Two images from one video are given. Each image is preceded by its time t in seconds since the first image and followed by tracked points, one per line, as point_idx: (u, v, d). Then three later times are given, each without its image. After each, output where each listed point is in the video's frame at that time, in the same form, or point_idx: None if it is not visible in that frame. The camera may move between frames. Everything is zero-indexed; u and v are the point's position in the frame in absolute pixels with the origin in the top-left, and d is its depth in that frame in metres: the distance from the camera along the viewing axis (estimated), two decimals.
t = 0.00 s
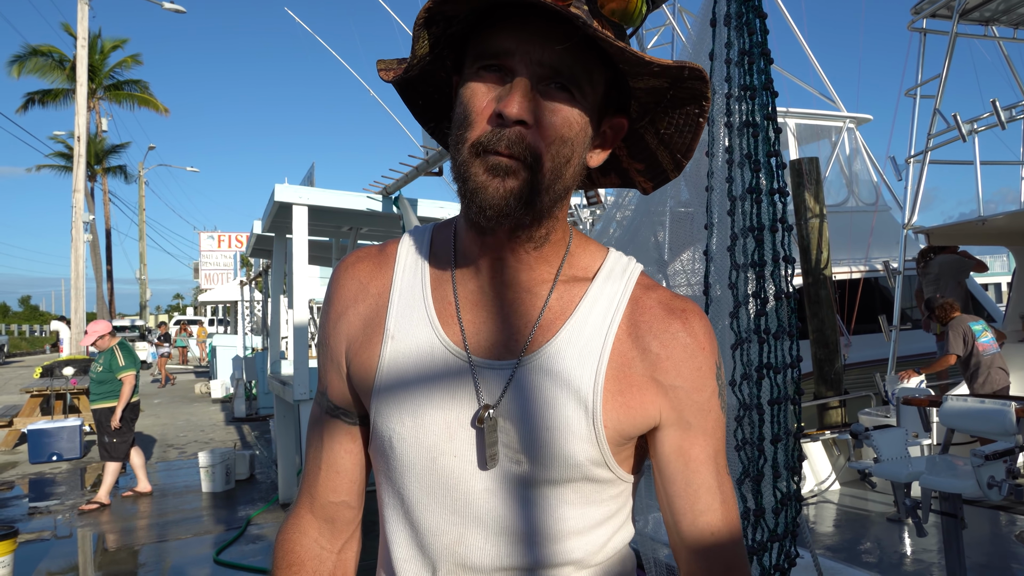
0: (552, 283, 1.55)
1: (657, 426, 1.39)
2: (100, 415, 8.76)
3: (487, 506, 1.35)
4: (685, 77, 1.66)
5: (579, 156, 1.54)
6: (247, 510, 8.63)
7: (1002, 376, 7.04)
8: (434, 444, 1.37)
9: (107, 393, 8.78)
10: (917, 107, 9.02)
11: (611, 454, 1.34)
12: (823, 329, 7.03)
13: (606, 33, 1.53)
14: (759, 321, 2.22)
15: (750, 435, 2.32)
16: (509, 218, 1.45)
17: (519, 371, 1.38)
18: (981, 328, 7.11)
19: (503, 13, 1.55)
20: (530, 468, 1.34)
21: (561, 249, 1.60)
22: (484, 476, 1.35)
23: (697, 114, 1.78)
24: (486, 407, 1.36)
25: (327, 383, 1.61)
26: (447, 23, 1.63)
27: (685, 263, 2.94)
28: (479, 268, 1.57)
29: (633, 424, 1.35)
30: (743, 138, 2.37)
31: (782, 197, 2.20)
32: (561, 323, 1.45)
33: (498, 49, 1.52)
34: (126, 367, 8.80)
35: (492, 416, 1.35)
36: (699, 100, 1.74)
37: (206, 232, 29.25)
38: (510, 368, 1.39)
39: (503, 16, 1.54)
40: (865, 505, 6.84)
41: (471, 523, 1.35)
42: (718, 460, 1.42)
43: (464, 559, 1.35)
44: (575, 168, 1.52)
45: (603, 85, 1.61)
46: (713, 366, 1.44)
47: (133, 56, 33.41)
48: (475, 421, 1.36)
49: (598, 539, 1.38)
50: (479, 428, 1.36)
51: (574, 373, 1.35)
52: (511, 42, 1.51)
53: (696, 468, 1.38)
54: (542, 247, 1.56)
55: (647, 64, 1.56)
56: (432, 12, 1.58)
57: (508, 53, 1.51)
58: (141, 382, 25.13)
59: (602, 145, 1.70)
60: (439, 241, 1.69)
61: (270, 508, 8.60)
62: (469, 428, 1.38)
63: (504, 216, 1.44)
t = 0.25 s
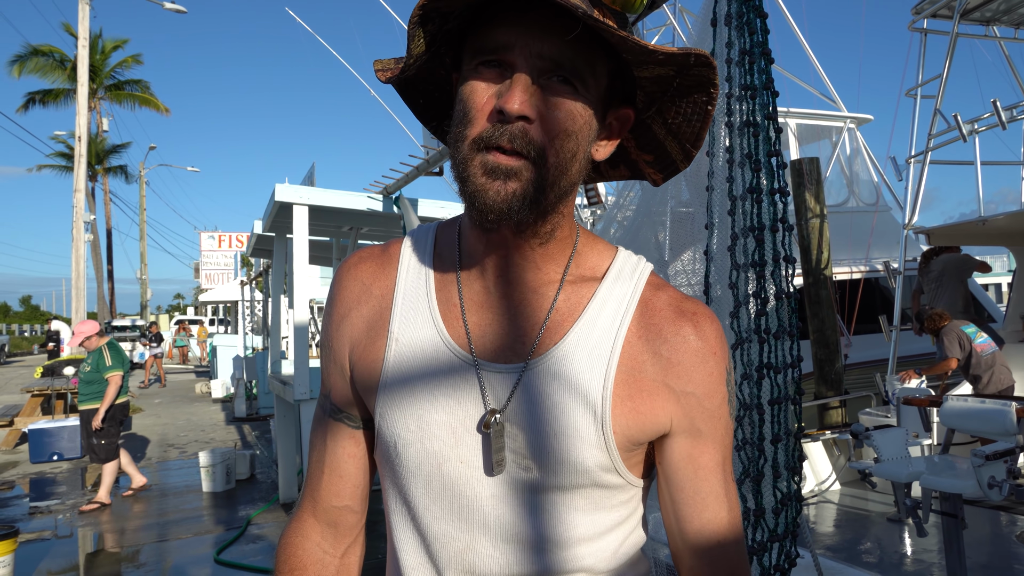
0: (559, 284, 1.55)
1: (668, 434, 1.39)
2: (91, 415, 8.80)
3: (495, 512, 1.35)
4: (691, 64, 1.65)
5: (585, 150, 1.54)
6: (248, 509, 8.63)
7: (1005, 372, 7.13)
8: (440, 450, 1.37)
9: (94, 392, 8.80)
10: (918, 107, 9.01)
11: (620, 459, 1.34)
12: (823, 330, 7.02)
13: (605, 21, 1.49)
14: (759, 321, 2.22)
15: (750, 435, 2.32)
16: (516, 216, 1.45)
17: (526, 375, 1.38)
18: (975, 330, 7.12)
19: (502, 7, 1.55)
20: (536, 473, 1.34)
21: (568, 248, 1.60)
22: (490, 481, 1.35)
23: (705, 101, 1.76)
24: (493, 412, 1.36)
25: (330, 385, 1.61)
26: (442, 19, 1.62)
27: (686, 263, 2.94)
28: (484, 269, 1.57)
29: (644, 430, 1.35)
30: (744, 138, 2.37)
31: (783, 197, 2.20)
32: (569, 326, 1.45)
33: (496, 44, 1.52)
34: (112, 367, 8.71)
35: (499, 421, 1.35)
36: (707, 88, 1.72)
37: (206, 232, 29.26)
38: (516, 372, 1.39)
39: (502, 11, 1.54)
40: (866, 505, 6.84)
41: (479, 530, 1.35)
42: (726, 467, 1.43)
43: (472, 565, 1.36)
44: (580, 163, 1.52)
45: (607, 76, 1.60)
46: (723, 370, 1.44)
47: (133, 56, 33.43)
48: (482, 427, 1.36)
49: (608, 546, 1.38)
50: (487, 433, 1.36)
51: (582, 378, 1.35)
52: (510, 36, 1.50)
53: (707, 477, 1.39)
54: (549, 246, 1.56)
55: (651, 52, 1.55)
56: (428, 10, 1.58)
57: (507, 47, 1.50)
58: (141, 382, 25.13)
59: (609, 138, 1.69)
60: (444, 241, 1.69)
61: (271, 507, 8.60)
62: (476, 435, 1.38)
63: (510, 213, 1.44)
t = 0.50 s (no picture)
0: (569, 282, 1.54)
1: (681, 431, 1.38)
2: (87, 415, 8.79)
3: (506, 512, 1.35)
4: (696, 54, 1.63)
5: (592, 144, 1.53)
6: (250, 509, 8.64)
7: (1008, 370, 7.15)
8: (450, 450, 1.38)
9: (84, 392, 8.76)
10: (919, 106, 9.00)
11: (633, 458, 1.33)
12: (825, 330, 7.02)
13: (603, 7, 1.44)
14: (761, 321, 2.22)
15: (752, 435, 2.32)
16: (525, 214, 1.45)
17: (536, 373, 1.37)
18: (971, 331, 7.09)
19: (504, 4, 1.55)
20: (547, 472, 1.33)
21: (579, 245, 1.59)
22: (502, 481, 1.35)
23: (711, 90, 1.74)
24: (503, 411, 1.36)
25: (344, 388, 1.62)
26: (445, 18, 1.62)
27: (687, 263, 2.93)
28: (493, 268, 1.57)
29: (657, 427, 1.34)
30: (747, 137, 2.36)
31: (785, 196, 2.19)
32: (579, 322, 1.44)
33: (500, 41, 1.52)
34: (100, 367, 8.61)
35: (509, 420, 1.34)
36: (713, 77, 1.70)
37: (208, 232, 29.27)
38: (526, 370, 1.38)
39: (504, 8, 1.54)
40: (868, 505, 6.83)
41: (491, 530, 1.36)
42: (741, 466, 1.41)
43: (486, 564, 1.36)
44: (588, 158, 1.51)
45: (611, 68, 1.59)
46: (736, 367, 1.42)
47: (135, 56, 33.46)
48: (492, 426, 1.36)
49: (623, 547, 1.36)
50: (497, 432, 1.36)
51: (591, 376, 1.34)
52: (513, 32, 1.50)
53: (720, 476, 1.38)
54: (558, 243, 1.55)
55: (656, 44, 1.54)
56: (428, 9, 1.58)
57: (511, 43, 1.50)
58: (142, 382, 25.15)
59: (615, 132, 1.68)
60: (453, 241, 1.70)
61: (273, 507, 8.60)
62: (486, 434, 1.38)
63: (517, 212, 1.44)
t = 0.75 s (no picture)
0: (572, 271, 1.53)
1: (686, 420, 1.33)
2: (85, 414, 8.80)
3: (508, 502, 1.35)
4: (698, 38, 1.64)
5: (600, 132, 1.53)
6: (252, 508, 8.65)
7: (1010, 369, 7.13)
8: (453, 439, 1.39)
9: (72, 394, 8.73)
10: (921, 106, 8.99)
11: (634, 450, 1.30)
12: (827, 329, 7.02)
13: None
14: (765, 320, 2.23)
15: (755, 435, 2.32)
16: (537, 204, 1.44)
17: (538, 362, 1.37)
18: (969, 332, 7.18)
19: None
20: (547, 462, 1.32)
21: (584, 236, 1.58)
22: (504, 469, 1.36)
23: (712, 75, 1.74)
24: (504, 399, 1.36)
25: (358, 382, 1.66)
26: (452, 11, 1.61)
27: (690, 262, 2.94)
28: (499, 261, 1.59)
29: (658, 415, 1.30)
30: (749, 137, 2.37)
31: (788, 196, 2.18)
32: (581, 312, 1.43)
33: (508, 34, 1.53)
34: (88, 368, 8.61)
35: (510, 408, 1.35)
36: (714, 60, 1.70)
37: (210, 232, 29.29)
38: (528, 360, 1.38)
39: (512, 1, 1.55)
40: (870, 505, 6.82)
41: (493, 521, 1.36)
42: (749, 457, 1.34)
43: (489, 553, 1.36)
44: (596, 145, 1.51)
45: (615, 57, 1.59)
46: (745, 355, 1.37)
47: (137, 56, 33.50)
48: (494, 414, 1.37)
49: (627, 541, 1.34)
50: (499, 421, 1.37)
51: (592, 367, 1.32)
52: (522, 25, 1.52)
53: (727, 465, 1.31)
54: (563, 234, 1.55)
55: (662, 29, 1.55)
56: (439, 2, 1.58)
57: (519, 37, 1.51)
58: (144, 382, 25.17)
59: (617, 120, 1.67)
60: (462, 236, 1.72)
61: (275, 506, 8.61)
62: (488, 424, 1.39)
63: (531, 202, 1.44)
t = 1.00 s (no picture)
0: (568, 266, 1.52)
1: (673, 408, 1.28)
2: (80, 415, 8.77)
3: (500, 492, 1.35)
4: (673, 32, 1.56)
5: (582, 129, 1.51)
6: (252, 508, 8.65)
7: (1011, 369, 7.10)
8: (449, 429, 1.41)
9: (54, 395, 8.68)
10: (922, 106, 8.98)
11: (623, 442, 1.27)
12: (828, 329, 7.01)
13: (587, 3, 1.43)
14: (766, 320, 2.23)
15: (756, 434, 2.32)
16: (512, 203, 1.45)
17: (530, 353, 1.37)
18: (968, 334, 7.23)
19: (487, 7, 1.57)
20: (537, 451, 1.32)
21: (582, 232, 1.58)
22: (496, 459, 1.36)
23: (697, 67, 1.66)
24: (497, 389, 1.37)
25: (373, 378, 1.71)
26: (432, 22, 1.68)
27: (691, 262, 2.93)
28: (498, 259, 1.60)
29: (644, 404, 1.27)
30: (749, 137, 2.37)
31: (788, 196, 2.18)
32: (573, 304, 1.41)
33: (481, 41, 1.54)
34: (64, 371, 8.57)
35: (501, 397, 1.35)
36: (694, 54, 1.62)
37: (211, 232, 29.30)
38: (521, 351, 1.39)
39: (485, 10, 1.56)
40: (871, 505, 6.82)
41: (484, 511, 1.36)
42: (740, 449, 1.27)
43: (480, 545, 1.36)
44: (576, 143, 1.48)
45: (594, 57, 1.54)
46: (739, 345, 1.31)
47: (139, 56, 33.51)
48: (487, 403, 1.37)
49: (615, 537, 1.31)
50: (490, 410, 1.37)
51: (581, 357, 1.31)
52: (491, 32, 1.52)
53: (712, 454, 1.24)
54: (559, 231, 1.55)
55: (628, 26, 1.48)
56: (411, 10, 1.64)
57: (490, 43, 1.52)
58: (145, 381, 25.19)
59: (611, 117, 1.63)
60: (469, 237, 1.75)
61: (275, 506, 8.62)
62: (482, 413, 1.39)
63: (507, 202, 1.45)
